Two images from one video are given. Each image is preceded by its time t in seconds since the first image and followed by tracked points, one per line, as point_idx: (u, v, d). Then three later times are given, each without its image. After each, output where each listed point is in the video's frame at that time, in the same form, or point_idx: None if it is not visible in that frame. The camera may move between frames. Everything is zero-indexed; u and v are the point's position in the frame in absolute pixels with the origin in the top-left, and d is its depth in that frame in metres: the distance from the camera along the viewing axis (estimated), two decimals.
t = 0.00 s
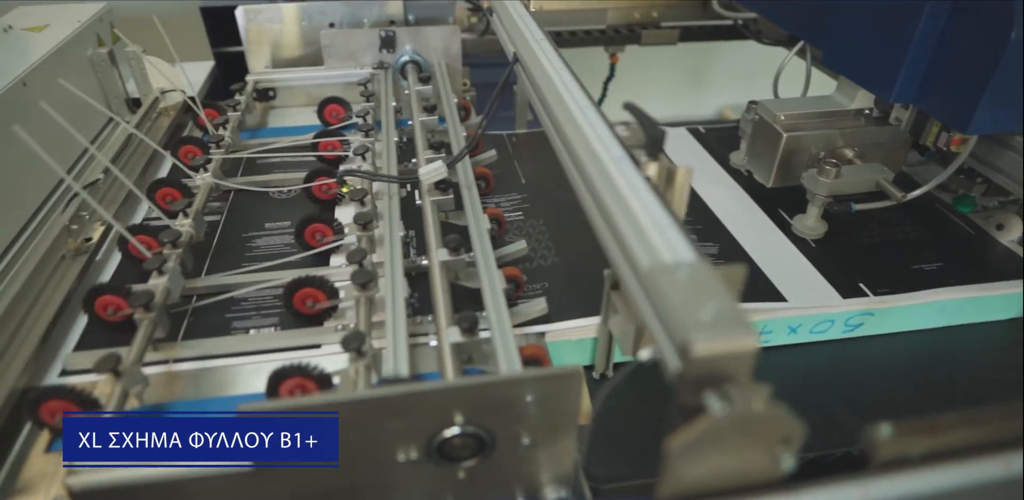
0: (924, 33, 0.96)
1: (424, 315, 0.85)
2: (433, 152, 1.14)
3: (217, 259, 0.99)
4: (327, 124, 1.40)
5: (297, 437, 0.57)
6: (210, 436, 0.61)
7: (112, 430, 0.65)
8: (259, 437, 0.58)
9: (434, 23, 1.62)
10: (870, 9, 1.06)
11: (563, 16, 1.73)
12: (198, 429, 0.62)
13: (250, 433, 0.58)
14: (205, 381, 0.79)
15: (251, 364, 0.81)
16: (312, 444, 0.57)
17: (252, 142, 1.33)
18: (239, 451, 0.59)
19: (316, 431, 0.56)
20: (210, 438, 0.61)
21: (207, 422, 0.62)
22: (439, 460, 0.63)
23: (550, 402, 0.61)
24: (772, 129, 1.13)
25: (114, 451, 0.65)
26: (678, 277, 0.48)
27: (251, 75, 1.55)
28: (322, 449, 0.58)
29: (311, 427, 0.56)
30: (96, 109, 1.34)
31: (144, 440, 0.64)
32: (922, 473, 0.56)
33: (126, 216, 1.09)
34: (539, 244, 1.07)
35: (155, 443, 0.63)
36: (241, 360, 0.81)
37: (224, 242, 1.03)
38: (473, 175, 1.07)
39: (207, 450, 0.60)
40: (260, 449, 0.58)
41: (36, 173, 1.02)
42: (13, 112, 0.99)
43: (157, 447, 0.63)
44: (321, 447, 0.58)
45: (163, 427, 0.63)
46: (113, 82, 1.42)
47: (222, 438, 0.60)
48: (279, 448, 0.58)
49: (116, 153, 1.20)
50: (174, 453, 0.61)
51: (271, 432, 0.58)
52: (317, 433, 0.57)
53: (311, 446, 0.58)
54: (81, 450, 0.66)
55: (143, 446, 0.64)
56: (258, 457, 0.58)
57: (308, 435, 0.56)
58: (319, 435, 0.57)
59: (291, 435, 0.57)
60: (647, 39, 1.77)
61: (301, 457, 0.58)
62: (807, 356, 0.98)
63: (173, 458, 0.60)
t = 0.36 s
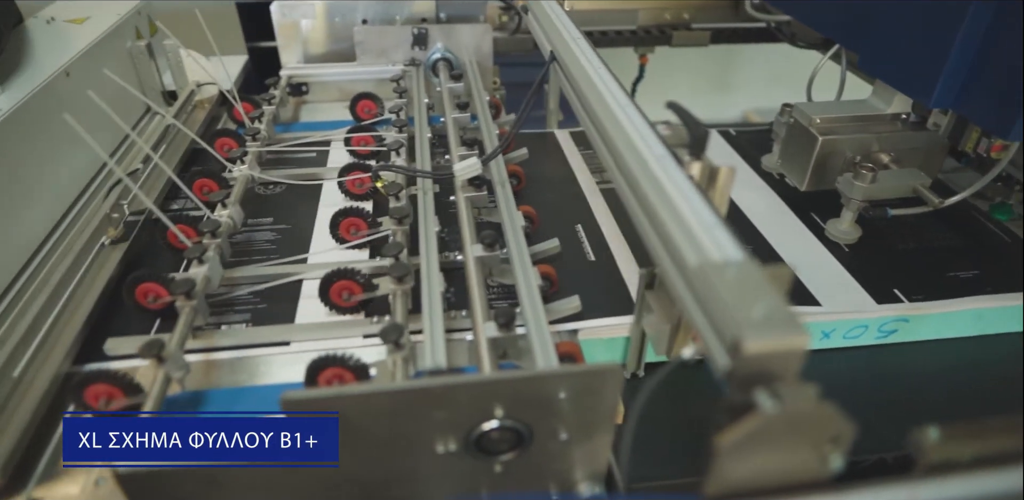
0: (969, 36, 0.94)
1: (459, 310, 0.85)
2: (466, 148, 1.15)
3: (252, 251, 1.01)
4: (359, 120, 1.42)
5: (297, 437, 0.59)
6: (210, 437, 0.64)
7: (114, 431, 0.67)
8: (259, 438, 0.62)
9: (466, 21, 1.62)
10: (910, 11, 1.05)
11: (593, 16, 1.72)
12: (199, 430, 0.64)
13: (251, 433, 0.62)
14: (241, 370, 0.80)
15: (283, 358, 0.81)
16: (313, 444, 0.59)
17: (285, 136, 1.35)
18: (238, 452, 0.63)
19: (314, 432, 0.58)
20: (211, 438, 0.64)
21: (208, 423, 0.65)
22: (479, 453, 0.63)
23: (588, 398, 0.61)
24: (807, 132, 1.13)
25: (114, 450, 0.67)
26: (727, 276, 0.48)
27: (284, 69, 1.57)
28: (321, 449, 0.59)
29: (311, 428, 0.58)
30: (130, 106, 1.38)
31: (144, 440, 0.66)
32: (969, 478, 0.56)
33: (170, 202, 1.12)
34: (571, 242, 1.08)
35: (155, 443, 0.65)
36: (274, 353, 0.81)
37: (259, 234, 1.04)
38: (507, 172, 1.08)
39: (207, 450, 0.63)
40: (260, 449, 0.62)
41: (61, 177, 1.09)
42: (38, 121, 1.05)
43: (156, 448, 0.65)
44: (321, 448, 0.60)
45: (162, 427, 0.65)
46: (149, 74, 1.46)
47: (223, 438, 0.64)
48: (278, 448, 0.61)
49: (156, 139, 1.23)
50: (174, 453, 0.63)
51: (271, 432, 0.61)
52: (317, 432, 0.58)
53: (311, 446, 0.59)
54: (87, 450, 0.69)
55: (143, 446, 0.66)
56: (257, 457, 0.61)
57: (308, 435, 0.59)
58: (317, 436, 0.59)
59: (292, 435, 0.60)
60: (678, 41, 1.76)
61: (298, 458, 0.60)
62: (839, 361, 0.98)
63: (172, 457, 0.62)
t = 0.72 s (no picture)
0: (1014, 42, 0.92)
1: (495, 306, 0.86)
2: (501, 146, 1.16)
3: (289, 244, 1.02)
4: (393, 116, 1.43)
5: (297, 437, 0.63)
6: (210, 437, 0.63)
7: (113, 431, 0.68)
8: (260, 438, 0.63)
9: (499, 21, 1.62)
10: (952, 15, 1.03)
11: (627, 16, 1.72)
12: (198, 430, 0.63)
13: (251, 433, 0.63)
14: (281, 359, 0.81)
15: (325, 348, 0.83)
16: (313, 444, 0.63)
17: (321, 131, 1.37)
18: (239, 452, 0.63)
19: (314, 432, 0.63)
20: (211, 439, 0.63)
21: (207, 422, 0.63)
22: (519, 449, 0.63)
23: (629, 397, 0.61)
24: (845, 136, 1.12)
25: (116, 450, 0.68)
26: (777, 276, 0.48)
27: (319, 65, 1.59)
28: (321, 449, 0.63)
29: (311, 428, 0.63)
30: (169, 99, 1.40)
31: (144, 440, 0.66)
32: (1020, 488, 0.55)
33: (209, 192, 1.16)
34: (604, 243, 1.08)
35: (154, 443, 0.65)
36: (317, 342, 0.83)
37: (298, 226, 1.06)
38: (541, 171, 1.08)
39: (208, 451, 0.63)
40: (260, 449, 0.63)
41: (103, 168, 1.12)
42: (84, 113, 1.08)
43: (158, 447, 0.65)
44: (320, 448, 0.63)
45: (161, 427, 0.64)
46: (187, 67, 1.48)
47: (222, 438, 0.63)
48: (279, 447, 0.63)
49: (197, 130, 1.26)
50: (176, 453, 0.63)
51: (272, 432, 0.63)
52: (317, 433, 0.62)
53: (311, 446, 0.63)
54: (87, 449, 0.69)
55: (144, 446, 0.67)
56: (258, 457, 0.63)
57: (308, 435, 0.63)
58: (317, 436, 0.63)
59: (293, 435, 0.63)
60: (712, 43, 1.76)
61: (298, 458, 0.63)
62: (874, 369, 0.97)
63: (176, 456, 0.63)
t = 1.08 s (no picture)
0: None
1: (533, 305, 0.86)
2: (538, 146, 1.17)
3: (328, 237, 1.04)
4: (428, 114, 1.45)
5: (298, 437, 0.63)
6: (210, 437, 0.64)
7: (114, 431, 0.66)
8: (260, 437, 0.63)
9: (534, 21, 1.62)
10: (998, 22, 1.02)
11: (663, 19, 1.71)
12: (198, 430, 0.64)
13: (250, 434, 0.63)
14: (325, 350, 0.83)
15: (366, 341, 0.84)
16: (313, 444, 0.63)
17: (358, 127, 1.39)
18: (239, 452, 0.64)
19: (315, 432, 0.63)
20: (211, 438, 0.64)
21: (206, 423, 0.64)
22: (562, 447, 0.64)
23: (673, 398, 0.61)
24: (886, 143, 1.11)
25: (117, 449, 0.66)
26: (833, 280, 0.47)
27: (357, 62, 1.61)
28: (321, 450, 0.63)
29: (311, 428, 0.63)
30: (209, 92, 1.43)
31: (144, 440, 0.66)
32: None
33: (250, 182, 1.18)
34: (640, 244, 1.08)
35: (155, 443, 0.66)
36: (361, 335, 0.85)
37: (336, 220, 1.07)
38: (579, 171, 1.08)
39: (208, 450, 0.64)
40: (260, 449, 0.63)
41: (148, 158, 1.14)
42: (130, 104, 1.10)
43: (159, 447, 0.66)
44: (320, 447, 0.63)
45: (161, 427, 0.65)
46: (228, 61, 1.51)
47: (223, 438, 0.64)
48: (279, 448, 0.63)
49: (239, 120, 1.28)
50: (178, 452, 0.65)
51: (272, 433, 0.63)
52: (317, 432, 0.63)
53: (311, 445, 0.63)
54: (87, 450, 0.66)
55: (144, 446, 0.66)
56: (258, 457, 0.63)
57: (308, 435, 0.63)
58: (318, 436, 0.63)
59: (294, 435, 0.63)
60: (747, 47, 1.74)
61: (298, 458, 0.64)
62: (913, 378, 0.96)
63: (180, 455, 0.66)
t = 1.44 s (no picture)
0: None
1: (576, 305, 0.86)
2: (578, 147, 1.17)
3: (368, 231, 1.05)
4: (466, 113, 1.46)
5: (298, 436, 0.64)
6: (209, 437, 0.66)
7: (114, 431, 0.66)
8: (259, 438, 0.65)
9: (572, 21, 1.63)
10: None
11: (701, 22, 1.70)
12: (198, 430, 0.66)
13: (250, 434, 0.65)
14: (369, 342, 0.85)
15: (408, 336, 0.86)
16: (313, 443, 0.64)
17: (397, 124, 1.41)
18: (239, 451, 0.66)
19: (315, 433, 0.64)
20: (210, 438, 0.66)
21: (207, 423, 0.66)
22: (608, 448, 0.64)
23: (723, 402, 0.61)
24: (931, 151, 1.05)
25: (116, 450, 0.66)
26: (894, 287, 0.47)
27: (396, 60, 1.64)
28: (321, 449, 0.64)
29: (311, 429, 0.64)
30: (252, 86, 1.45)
31: (144, 440, 0.66)
32: None
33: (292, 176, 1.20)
34: (680, 248, 1.07)
35: (155, 443, 0.67)
36: (404, 329, 0.87)
37: (376, 215, 1.09)
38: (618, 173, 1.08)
39: (208, 450, 0.66)
40: (260, 449, 0.66)
41: (195, 150, 1.16)
42: (180, 97, 1.12)
43: (157, 447, 0.67)
44: (321, 448, 0.64)
45: (160, 427, 0.66)
46: (270, 57, 1.53)
47: (222, 438, 0.66)
48: (279, 447, 0.65)
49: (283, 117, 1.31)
50: (177, 452, 0.67)
51: (272, 433, 0.65)
52: (317, 433, 0.63)
53: (311, 445, 0.65)
54: (86, 450, 0.66)
55: (144, 446, 0.66)
56: (258, 456, 0.66)
57: (308, 435, 0.64)
58: (317, 436, 0.64)
59: (293, 435, 0.65)
60: (787, 52, 1.73)
61: (298, 457, 0.65)
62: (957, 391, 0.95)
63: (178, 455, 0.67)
